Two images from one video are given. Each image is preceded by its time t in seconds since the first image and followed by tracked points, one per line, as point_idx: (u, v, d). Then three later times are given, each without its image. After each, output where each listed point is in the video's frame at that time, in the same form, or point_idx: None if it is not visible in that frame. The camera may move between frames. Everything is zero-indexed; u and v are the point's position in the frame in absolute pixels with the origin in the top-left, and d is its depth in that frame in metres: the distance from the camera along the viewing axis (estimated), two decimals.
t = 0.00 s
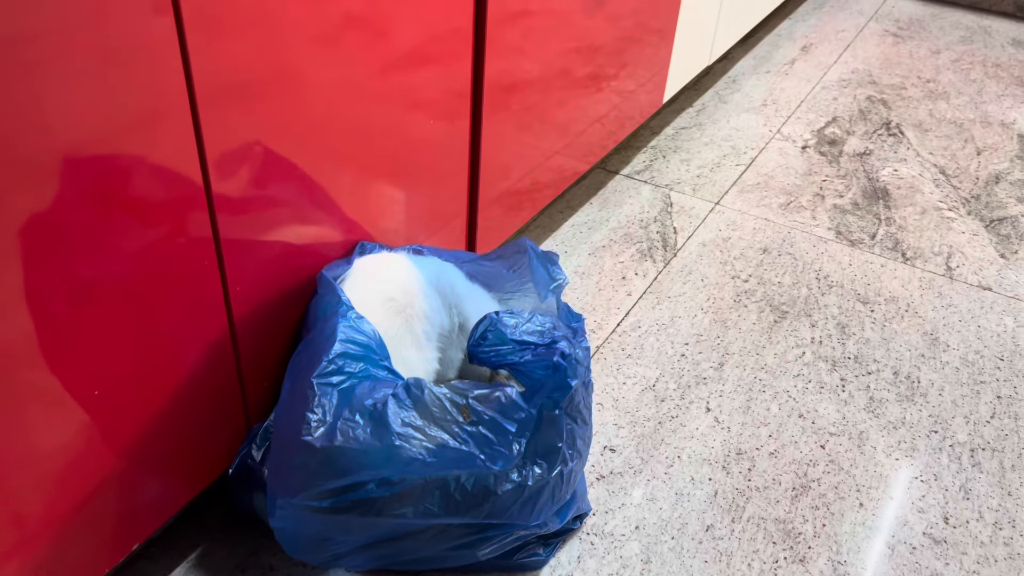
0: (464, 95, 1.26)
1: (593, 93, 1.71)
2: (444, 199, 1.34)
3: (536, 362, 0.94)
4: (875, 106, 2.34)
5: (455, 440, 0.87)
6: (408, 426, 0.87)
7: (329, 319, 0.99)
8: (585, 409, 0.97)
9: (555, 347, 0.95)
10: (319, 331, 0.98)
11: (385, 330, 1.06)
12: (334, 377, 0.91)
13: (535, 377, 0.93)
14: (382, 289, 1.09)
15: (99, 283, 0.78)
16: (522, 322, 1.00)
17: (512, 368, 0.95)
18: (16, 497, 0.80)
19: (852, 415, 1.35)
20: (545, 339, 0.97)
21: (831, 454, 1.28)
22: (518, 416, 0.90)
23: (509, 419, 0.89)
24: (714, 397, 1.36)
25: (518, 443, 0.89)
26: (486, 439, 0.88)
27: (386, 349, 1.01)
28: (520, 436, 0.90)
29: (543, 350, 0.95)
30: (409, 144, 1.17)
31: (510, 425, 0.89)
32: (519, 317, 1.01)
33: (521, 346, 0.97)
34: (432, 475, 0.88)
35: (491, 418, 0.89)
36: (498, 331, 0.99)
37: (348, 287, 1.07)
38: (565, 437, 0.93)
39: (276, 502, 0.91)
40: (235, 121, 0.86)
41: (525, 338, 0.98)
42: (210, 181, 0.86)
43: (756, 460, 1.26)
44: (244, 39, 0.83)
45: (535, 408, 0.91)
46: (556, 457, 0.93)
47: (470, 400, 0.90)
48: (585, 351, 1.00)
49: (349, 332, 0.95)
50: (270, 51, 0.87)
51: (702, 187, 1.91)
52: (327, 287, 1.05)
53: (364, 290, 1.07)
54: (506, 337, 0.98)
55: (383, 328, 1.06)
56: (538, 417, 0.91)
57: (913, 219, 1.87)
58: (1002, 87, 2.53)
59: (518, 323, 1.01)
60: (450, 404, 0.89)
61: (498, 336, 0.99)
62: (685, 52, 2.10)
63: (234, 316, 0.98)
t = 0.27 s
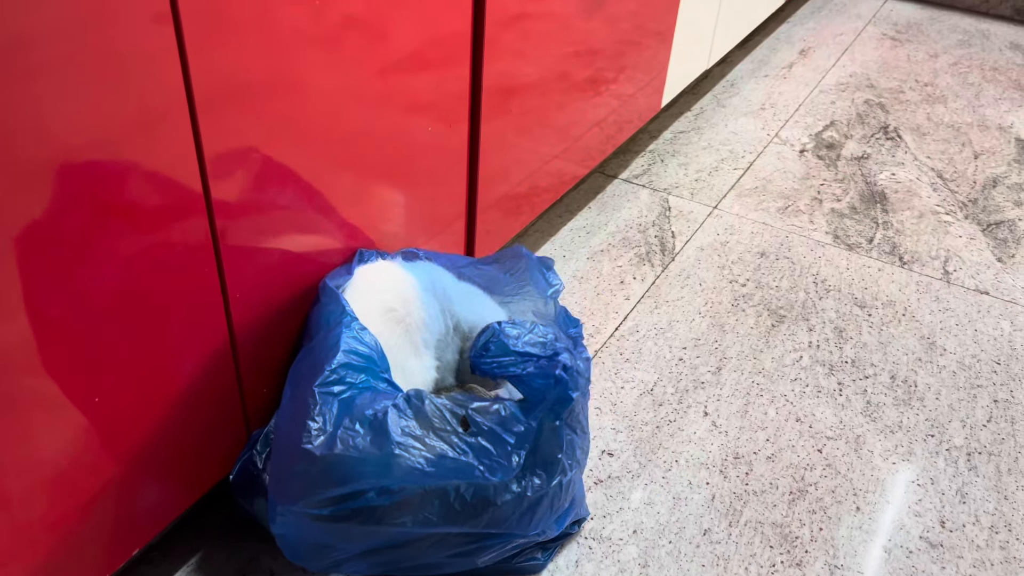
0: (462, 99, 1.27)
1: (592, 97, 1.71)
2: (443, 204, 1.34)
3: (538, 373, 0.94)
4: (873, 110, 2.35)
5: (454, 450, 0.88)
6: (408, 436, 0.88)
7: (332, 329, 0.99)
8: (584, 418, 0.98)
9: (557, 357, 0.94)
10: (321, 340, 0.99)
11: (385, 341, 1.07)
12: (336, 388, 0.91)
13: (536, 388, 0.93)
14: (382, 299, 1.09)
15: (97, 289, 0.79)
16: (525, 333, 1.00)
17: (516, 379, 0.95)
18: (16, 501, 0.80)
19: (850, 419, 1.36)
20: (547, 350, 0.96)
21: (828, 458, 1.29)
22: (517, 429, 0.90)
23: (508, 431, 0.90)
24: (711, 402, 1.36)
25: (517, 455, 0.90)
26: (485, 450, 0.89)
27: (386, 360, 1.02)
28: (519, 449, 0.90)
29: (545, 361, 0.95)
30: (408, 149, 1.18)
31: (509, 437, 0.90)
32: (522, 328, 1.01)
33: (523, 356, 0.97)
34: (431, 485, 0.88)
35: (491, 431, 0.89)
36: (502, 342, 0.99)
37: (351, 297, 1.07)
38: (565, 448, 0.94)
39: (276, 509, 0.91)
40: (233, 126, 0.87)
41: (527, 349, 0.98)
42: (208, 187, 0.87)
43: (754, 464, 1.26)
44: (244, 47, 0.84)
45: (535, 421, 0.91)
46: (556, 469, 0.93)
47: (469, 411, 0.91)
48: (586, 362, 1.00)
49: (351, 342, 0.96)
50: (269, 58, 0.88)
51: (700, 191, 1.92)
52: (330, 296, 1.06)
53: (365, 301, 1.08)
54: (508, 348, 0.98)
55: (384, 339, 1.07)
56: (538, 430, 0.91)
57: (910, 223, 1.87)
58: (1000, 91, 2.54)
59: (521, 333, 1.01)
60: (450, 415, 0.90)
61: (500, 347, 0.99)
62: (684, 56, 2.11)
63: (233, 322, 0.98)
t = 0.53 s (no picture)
0: (461, 103, 1.27)
1: (591, 100, 1.72)
2: (441, 207, 1.35)
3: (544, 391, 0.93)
4: (871, 113, 2.35)
5: (451, 456, 0.88)
6: (405, 442, 0.88)
7: (330, 336, 1.00)
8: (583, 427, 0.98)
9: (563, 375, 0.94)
10: (319, 346, 1.00)
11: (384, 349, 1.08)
12: (334, 394, 0.92)
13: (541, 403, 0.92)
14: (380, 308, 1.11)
15: (96, 292, 0.80)
16: (530, 347, 0.98)
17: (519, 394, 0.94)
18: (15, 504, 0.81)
19: (846, 422, 1.36)
20: (553, 366, 0.95)
21: (825, 461, 1.29)
22: (516, 439, 0.90)
23: (506, 438, 0.90)
24: (709, 405, 1.37)
25: (515, 464, 0.90)
26: (482, 457, 0.89)
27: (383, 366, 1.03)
28: (517, 458, 0.90)
29: (552, 377, 0.94)
30: (406, 152, 1.18)
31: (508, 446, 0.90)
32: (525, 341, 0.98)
33: (528, 372, 0.95)
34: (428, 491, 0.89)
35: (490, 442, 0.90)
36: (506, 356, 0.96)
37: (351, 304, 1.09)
38: (565, 459, 0.95)
39: (275, 513, 0.92)
40: (232, 131, 0.87)
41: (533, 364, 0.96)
42: (207, 191, 0.87)
43: (750, 467, 1.27)
44: (243, 53, 0.85)
45: (537, 434, 0.91)
46: (555, 478, 0.94)
47: (467, 418, 0.91)
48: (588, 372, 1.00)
49: (349, 349, 0.97)
50: (268, 63, 0.88)
51: (698, 194, 1.92)
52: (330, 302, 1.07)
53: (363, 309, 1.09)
54: (513, 363, 0.95)
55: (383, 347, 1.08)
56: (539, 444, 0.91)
57: (908, 226, 1.88)
58: (998, 94, 2.54)
59: (525, 347, 0.98)
60: (447, 421, 0.91)
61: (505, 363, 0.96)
62: (682, 59, 2.11)
63: (232, 326, 0.99)
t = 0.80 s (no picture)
0: (461, 105, 1.28)
1: (591, 102, 1.72)
2: (441, 209, 1.36)
3: (538, 378, 0.98)
4: (870, 115, 2.36)
5: (448, 454, 0.89)
6: (403, 441, 0.89)
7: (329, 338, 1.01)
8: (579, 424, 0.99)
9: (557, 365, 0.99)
10: (318, 348, 1.01)
11: (384, 353, 1.07)
12: (332, 395, 0.93)
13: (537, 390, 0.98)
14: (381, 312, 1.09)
15: (98, 293, 0.80)
16: (528, 339, 1.05)
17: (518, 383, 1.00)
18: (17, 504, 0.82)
19: (844, 423, 1.37)
20: (548, 358, 1.01)
21: (823, 462, 1.30)
22: (511, 434, 0.91)
23: (502, 435, 0.91)
24: (707, 406, 1.37)
25: (512, 459, 0.90)
26: (479, 454, 0.90)
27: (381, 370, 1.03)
28: (513, 453, 0.91)
29: (546, 368, 0.99)
30: (406, 154, 1.19)
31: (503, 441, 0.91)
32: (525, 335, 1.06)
33: (525, 363, 1.02)
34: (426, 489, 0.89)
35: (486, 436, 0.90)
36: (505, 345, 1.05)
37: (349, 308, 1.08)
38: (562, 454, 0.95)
39: (275, 513, 0.92)
40: (233, 133, 0.88)
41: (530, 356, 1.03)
42: (208, 193, 0.88)
43: (749, 468, 1.27)
44: (244, 55, 0.85)
45: (531, 428, 0.92)
46: (552, 474, 0.94)
47: (464, 416, 0.92)
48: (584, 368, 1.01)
49: (347, 350, 0.98)
50: (269, 65, 0.89)
51: (698, 197, 1.93)
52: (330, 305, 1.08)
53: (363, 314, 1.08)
54: (511, 352, 1.04)
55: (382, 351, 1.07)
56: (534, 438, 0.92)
57: (907, 229, 1.88)
58: (997, 96, 2.55)
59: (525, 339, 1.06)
60: (444, 419, 0.91)
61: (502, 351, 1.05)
62: (682, 62, 2.12)
63: (232, 327, 0.99)
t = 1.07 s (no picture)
0: (461, 106, 1.28)
1: (590, 104, 1.72)
2: (441, 210, 1.35)
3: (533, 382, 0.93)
4: (870, 117, 2.36)
5: (445, 457, 0.89)
6: (399, 444, 0.89)
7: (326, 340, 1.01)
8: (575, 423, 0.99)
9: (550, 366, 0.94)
10: (315, 351, 1.01)
11: (383, 353, 1.06)
12: (330, 397, 0.93)
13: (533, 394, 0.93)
14: (379, 312, 1.09)
15: (97, 294, 0.80)
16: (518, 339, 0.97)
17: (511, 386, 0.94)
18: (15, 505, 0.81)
19: (844, 425, 1.37)
20: (541, 359, 0.95)
21: (822, 464, 1.29)
22: (509, 436, 0.91)
23: (499, 437, 0.91)
24: (706, 408, 1.37)
25: (509, 461, 0.90)
26: (476, 457, 0.90)
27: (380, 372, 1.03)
28: (510, 455, 0.91)
29: (540, 371, 0.93)
30: (406, 156, 1.19)
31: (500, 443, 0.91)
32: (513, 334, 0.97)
33: (517, 365, 0.94)
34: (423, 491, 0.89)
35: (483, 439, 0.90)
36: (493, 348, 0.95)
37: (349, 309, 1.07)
38: (558, 455, 0.95)
39: (272, 516, 0.92)
40: (233, 134, 0.88)
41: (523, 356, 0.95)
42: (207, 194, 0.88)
43: (748, 470, 1.27)
44: (243, 56, 0.85)
45: (528, 429, 0.92)
46: (549, 475, 0.94)
47: (461, 418, 0.92)
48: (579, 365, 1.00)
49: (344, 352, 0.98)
50: (268, 65, 0.89)
51: (697, 198, 1.93)
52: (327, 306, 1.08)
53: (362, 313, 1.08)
54: (502, 354, 0.94)
55: (381, 351, 1.06)
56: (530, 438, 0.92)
57: (907, 230, 1.88)
58: (997, 98, 2.55)
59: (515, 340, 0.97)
60: (441, 422, 0.92)
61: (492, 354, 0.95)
62: (682, 63, 2.12)
63: (231, 328, 0.99)
